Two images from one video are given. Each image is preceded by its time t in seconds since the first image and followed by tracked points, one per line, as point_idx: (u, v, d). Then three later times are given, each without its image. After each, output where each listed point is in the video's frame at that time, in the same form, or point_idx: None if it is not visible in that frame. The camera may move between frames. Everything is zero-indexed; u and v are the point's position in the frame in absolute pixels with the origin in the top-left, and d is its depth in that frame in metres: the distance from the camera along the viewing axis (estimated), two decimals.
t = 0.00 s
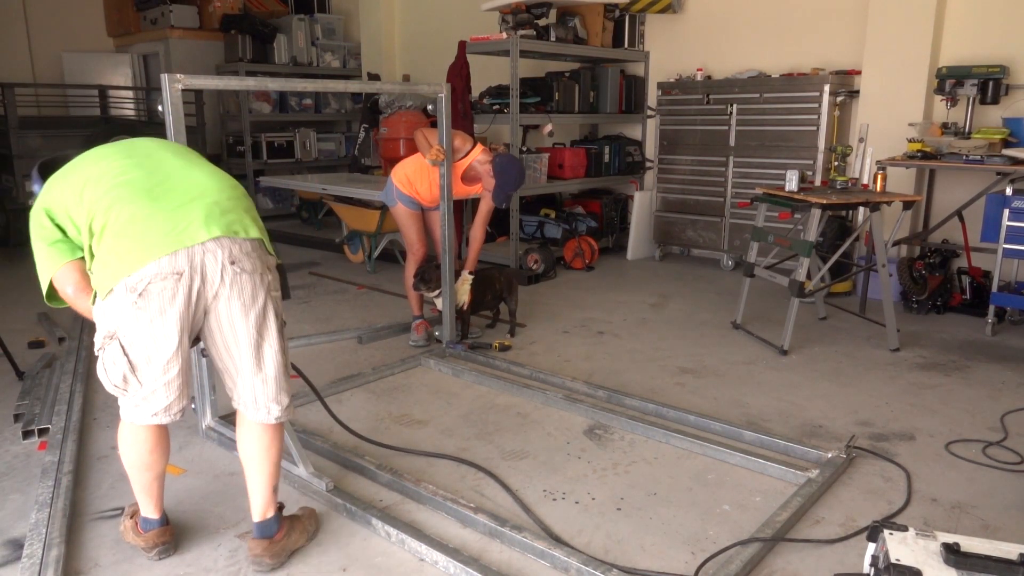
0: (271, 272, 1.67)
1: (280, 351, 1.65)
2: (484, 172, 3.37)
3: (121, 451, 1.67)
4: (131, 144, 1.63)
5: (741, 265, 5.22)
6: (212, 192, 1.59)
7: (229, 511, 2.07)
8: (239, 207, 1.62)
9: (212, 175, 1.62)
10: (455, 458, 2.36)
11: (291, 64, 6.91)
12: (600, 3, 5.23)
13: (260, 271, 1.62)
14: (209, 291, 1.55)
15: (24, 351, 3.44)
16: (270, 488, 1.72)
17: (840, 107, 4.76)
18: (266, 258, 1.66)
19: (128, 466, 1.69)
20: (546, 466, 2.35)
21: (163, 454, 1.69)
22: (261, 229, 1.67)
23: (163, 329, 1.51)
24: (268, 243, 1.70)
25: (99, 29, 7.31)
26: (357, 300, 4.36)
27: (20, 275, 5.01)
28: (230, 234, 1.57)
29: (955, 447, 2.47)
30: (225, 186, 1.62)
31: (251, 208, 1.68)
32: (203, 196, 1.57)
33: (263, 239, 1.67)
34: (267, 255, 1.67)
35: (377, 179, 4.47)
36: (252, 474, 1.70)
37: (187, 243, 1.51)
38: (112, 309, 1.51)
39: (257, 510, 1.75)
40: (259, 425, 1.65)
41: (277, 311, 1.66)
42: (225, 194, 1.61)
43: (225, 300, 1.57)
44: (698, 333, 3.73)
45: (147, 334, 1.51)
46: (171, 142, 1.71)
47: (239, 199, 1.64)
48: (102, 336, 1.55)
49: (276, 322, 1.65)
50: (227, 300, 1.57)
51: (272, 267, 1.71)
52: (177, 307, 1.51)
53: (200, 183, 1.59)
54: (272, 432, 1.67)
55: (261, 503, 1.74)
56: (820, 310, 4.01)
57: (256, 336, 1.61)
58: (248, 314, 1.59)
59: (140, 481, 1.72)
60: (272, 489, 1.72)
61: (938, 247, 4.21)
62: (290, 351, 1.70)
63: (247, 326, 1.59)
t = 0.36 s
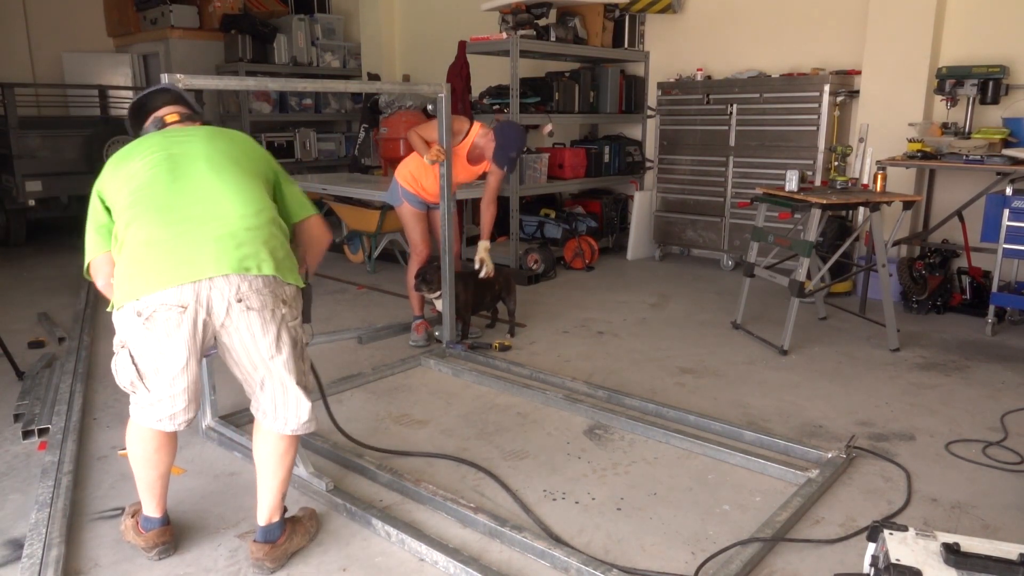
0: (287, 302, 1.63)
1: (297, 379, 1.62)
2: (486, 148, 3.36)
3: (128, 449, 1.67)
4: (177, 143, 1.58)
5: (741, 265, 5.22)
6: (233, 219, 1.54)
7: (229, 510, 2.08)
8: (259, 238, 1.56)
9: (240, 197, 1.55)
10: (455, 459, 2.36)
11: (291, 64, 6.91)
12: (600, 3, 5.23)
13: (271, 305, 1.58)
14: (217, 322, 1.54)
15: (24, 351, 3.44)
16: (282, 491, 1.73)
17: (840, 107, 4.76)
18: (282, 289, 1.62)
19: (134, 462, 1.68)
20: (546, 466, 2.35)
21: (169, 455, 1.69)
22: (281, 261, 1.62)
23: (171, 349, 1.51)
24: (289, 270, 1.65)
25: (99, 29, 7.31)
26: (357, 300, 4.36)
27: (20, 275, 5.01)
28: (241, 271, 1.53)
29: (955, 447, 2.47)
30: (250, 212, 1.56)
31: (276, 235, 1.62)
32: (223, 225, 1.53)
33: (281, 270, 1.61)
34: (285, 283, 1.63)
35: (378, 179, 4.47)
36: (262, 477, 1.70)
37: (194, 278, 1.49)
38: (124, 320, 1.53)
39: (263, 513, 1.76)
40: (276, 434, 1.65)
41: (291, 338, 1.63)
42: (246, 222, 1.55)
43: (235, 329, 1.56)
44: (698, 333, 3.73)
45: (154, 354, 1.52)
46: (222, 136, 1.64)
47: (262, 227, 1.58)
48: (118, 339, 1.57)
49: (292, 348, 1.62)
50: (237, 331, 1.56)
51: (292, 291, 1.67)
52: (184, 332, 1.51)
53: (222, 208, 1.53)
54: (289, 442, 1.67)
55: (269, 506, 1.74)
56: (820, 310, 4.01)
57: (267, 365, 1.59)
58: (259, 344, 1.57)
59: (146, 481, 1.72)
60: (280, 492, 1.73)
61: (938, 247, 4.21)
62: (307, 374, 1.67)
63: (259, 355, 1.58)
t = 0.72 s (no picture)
0: (273, 310, 1.57)
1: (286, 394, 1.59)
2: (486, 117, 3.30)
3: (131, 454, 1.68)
4: (198, 138, 1.59)
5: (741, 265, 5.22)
6: (219, 220, 1.50)
7: (229, 510, 2.08)
8: (242, 241, 1.51)
9: (232, 197, 1.51)
10: (455, 459, 2.36)
11: (291, 64, 6.91)
12: (600, 3, 5.23)
13: (251, 312, 1.53)
14: (196, 326, 1.53)
15: (23, 351, 3.44)
16: (280, 499, 1.73)
17: (840, 107, 4.77)
18: (267, 296, 1.55)
19: (137, 467, 1.69)
20: (546, 466, 2.35)
21: (172, 462, 1.70)
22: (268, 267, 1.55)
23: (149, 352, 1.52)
24: (279, 277, 1.58)
25: (99, 29, 7.31)
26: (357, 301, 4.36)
27: (20, 275, 5.01)
28: (217, 274, 1.49)
29: (955, 447, 2.47)
30: (239, 214, 1.51)
31: (268, 240, 1.55)
32: (207, 224, 1.50)
33: (265, 277, 1.54)
34: (274, 290, 1.57)
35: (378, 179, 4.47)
36: (261, 487, 1.70)
37: (171, 277, 1.48)
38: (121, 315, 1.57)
39: (263, 516, 1.76)
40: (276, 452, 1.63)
41: (279, 348, 1.58)
42: (232, 223, 1.51)
43: (214, 335, 1.53)
44: (698, 334, 3.73)
45: (136, 357, 1.54)
46: (248, 135, 1.62)
47: (250, 230, 1.52)
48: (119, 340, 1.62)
49: (280, 360, 1.58)
50: (216, 336, 1.54)
51: (285, 300, 1.60)
52: (159, 335, 1.51)
53: (210, 207, 1.50)
54: (289, 455, 1.66)
55: (268, 510, 1.75)
56: (820, 310, 4.01)
57: (249, 375, 1.57)
58: (240, 352, 1.55)
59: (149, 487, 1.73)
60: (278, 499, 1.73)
61: (938, 247, 4.21)
62: (298, 388, 1.64)
63: (241, 363, 1.56)
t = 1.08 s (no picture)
0: (255, 311, 1.54)
1: (253, 402, 1.56)
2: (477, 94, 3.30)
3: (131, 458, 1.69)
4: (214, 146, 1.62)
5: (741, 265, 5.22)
6: (210, 216, 1.49)
7: (229, 510, 2.08)
8: (228, 239, 1.49)
9: (227, 196, 1.50)
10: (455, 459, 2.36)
11: (291, 64, 6.90)
12: (600, 3, 5.23)
13: (233, 310, 1.51)
14: (179, 321, 1.53)
15: (23, 351, 3.44)
16: (278, 500, 1.74)
17: (840, 107, 4.77)
18: (250, 297, 1.53)
19: (136, 468, 1.69)
20: (546, 466, 2.35)
21: (173, 465, 1.71)
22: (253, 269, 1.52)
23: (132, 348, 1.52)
24: (265, 280, 1.55)
25: (99, 29, 7.31)
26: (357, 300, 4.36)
27: (20, 275, 5.02)
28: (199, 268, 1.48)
29: (954, 447, 2.47)
30: (231, 212, 1.50)
31: (257, 243, 1.53)
32: (196, 219, 1.49)
33: (248, 277, 1.51)
34: (257, 292, 1.54)
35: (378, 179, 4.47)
36: (258, 488, 1.71)
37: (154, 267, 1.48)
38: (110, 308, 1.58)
39: (262, 518, 1.76)
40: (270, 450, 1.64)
41: (256, 351, 1.56)
42: (221, 220, 1.49)
43: (195, 330, 1.52)
44: (698, 334, 3.73)
45: (120, 349, 1.54)
46: (261, 147, 1.63)
47: (240, 230, 1.50)
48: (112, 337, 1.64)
49: (251, 362, 1.55)
50: (198, 332, 1.53)
51: (270, 303, 1.57)
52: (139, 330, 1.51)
53: (203, 203, 1.50)
54: (285, 449, 1.68)
55: (266, 511, 1.75)
56: (820, 310, 4.01)
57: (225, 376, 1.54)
58: (219, 351, 1.53)
59: (149, 487, 1.72)
60: (275, 501, 1.73)
61: (938, 247, 4.21)
62: (273, 393, 1.60)
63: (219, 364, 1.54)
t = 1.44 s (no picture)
0: (236, 316, 1.53)
1: (231, 397, 1.56)
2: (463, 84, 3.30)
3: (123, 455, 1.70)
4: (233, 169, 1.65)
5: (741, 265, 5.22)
6: (202, 219, 1.49)
7: (229, 511, 2.08)
8: (213, 242, 1.48)
9: (225, 205, 1.51)
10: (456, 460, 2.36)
11: (291, 64, 6.89)
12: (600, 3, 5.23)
13: (211, 311, 1.51)
14: (157, 318, 1.53)
15: (24, 351, 3.44)
16: (278, 496, 1.73)
17: (840, 106, 4.77)
18: (232, 302, 1.52)
19: (128, 463, 1.69)
20: (546, 466, 2.35)
21: (166, 458, 1.71)
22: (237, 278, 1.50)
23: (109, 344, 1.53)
24: (249, 288, 1.52)
25: (99, 29, 7.32)
26: (357, 301, 4.36)
27: (20, 275, 5.02)
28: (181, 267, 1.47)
29: (955, 447, 2.47)
30: (226, 218, 1.50)
31: (245, 255, 1.51)
32: (188, 219, 1.49)
33: (228, 283, 1.49)
34: (239, 298, 1.52)
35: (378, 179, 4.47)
36: (257, 484, 1.70)
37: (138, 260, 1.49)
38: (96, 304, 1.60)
39: (260, 517, 1.76)
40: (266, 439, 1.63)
41: (237, 351, 1.56)
42: (212, 224, 1.49)
43: (170, 327, 1.52)
44: (698, 333, 3.73)
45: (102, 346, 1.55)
46: (275, 180, 1.65)
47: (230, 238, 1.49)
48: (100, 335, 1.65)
49: (233, 360, 1.56)
50: (172, 330, 1.53)
51: (252, 309, 1.55)
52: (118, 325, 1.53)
53: (200, 208, 1.50)
54: (281, 440, 1.67)
55: (264, 509, 1.74)
56: (820, 310, 4.01)
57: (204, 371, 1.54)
58: (198, 348, 1.53)
59: (143, 483, 1.73)
60: (274, 498, 1.73)
61: (938, 247, 4.21)
62: (257, 386, 1.60)
63: (197, 362, 1.54)
